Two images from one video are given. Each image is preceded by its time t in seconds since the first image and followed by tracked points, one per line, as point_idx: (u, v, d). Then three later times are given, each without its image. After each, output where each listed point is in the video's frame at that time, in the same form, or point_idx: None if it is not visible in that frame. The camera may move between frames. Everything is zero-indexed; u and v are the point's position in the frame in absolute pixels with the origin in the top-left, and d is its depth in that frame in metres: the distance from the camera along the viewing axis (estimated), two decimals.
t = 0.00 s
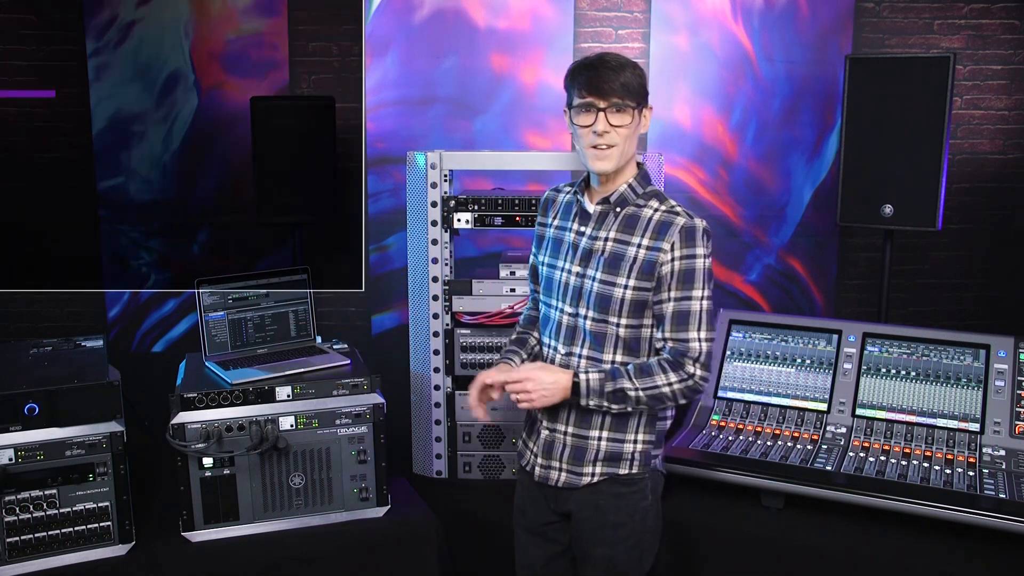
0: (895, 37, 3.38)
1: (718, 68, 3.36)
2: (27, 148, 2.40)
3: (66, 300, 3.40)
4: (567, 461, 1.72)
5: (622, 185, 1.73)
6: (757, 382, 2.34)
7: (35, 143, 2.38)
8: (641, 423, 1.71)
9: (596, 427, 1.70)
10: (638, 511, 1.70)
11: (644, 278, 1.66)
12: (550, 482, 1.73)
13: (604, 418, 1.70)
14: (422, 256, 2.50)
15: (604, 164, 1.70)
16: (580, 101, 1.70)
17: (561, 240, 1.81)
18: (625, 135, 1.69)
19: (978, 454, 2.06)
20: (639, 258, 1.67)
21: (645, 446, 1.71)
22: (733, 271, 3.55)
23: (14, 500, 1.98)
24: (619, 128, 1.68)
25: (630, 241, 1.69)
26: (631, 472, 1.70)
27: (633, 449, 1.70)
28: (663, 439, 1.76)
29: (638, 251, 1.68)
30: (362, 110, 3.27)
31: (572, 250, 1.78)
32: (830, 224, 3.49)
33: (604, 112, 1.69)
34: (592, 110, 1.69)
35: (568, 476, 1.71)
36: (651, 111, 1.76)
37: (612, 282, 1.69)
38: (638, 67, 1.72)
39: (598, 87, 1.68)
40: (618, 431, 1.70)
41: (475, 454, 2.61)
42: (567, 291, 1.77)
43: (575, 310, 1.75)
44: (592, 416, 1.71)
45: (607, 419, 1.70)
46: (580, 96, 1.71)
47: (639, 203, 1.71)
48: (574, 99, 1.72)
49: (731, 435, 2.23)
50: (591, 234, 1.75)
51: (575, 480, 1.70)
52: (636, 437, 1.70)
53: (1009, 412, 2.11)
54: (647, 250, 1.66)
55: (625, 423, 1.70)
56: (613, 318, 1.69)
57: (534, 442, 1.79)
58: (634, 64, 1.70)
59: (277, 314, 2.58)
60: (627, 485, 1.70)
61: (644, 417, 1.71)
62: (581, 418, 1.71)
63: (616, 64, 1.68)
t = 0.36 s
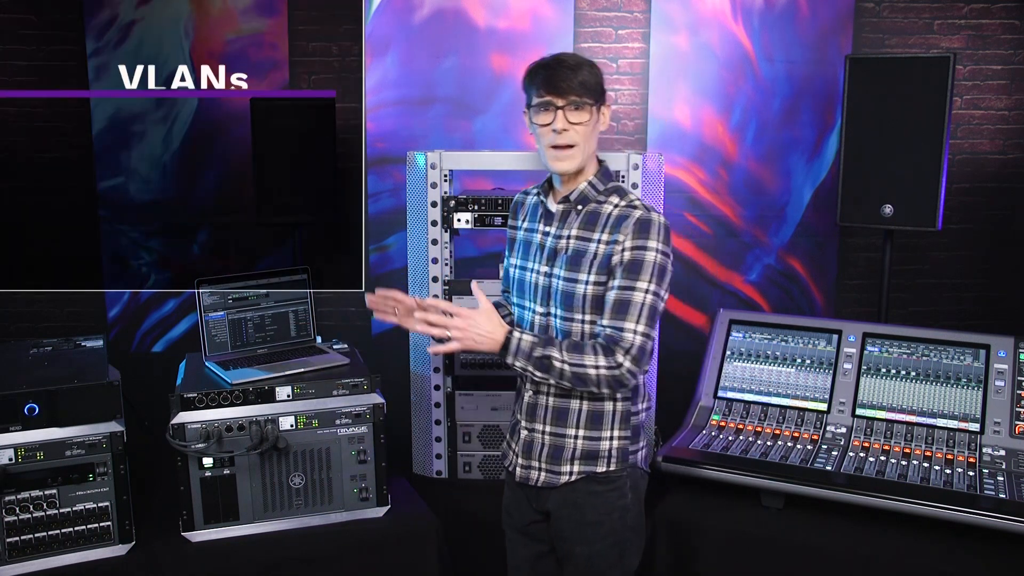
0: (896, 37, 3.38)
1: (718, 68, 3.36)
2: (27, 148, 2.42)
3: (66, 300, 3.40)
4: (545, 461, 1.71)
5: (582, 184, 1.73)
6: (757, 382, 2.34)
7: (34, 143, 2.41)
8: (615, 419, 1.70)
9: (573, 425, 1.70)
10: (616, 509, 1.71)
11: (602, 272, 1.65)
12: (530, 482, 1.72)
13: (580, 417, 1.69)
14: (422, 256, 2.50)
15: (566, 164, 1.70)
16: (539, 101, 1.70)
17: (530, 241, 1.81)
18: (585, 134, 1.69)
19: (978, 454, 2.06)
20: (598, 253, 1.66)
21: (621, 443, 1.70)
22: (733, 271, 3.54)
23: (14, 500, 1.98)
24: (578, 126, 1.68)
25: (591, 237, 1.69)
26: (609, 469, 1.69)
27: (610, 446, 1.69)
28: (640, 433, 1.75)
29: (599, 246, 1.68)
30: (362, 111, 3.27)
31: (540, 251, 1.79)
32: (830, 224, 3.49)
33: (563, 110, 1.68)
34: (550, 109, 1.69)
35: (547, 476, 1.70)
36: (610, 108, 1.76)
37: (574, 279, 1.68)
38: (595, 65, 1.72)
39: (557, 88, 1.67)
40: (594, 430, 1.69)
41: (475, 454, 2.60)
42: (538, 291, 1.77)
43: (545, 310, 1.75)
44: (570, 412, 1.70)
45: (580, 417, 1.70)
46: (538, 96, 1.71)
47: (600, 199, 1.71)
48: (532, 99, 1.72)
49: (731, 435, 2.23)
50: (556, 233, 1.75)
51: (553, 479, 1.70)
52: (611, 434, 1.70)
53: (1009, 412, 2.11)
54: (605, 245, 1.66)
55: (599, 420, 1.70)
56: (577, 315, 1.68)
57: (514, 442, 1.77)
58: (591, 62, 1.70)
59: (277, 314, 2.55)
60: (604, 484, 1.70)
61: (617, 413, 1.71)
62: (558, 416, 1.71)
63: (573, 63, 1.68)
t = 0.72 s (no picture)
0: (896, 37, 3.38)
1: (718, 68, 3.36)
2: (30, 147, 2.65)
3: (67, 300, 3.40)
4: (534, 464, 1.71)
5: (540, 190, 1.72)
6: (757, 383, 2.34)
7: (37, 143, 2.64)
8: (597, 417, 1.70)
9: (556, 427, 1.70)
10: (603, 511, 1.70)
11: (560, 276, 1.65)
12: (522, 485, 1.73)
13: (561, 418, 1.69)
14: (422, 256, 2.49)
15: (516, 173, 1.71)
16: (485, 115, 1.70)
17: (505, 250, 1.82)
18: (531, 143, 1.69)
19: (978, 454, 2.06)
20: (557, 257, 1.65)
21: (605, 442, 1.70)
22: (733, 271, 3.54)
23: (14, 500, 1.98)
24: (523, 136, 1.68)
25: (550, 243, 1.67)
26: (594, 469, 1.69)
27: (594, 446, 1.69)
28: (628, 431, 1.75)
29: (558, 250, 1.66)
30: (362, 111, 3.27)
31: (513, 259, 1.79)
32: (830, 224, 3.49)
33: (507, 123, 1.68)
34: (494, 122, 1.69)
35: (537, 478, 1.71)
36: (562, 110, 1.74)
37: (538, 284, 1.69)
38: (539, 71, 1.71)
39: (501, 101, 1.67)
40: (576, 431, 1.69)
41: (475, 454, 2.60)
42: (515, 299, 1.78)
43: (522, 317, 1.76)
44: (551, 415, 1.70)
45: (561, 419, 1.70)
46: (484, 109, 1.71)
47: (558, 203, 1.70)
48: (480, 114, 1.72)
49: (731, 435, 2.22)
50: (522, 241, 1.74)
51: (543, 482, 1.70)
52: (594, 434, 1.69)
53: (1009, 412, 2.11)
54: (562, 249, 1.65)
55: (580, 420, 1.69)
56: (544, 319, 1.68)
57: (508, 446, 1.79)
58: (534, 69, 1.69)
59: (278, 314, 2.52)
60: (590, 484, 1.70)
61: (598, 412, 1.70)
62: (541, 419, 1.71)
63: (515, 74, 1.67)
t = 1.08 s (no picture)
0: (896, 37, 3.38)
1: (718, 68, 3.36)
2: (31, 147, 2.63)
3: (67, 300, 3.40)
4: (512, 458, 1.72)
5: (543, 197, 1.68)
6: (757, 382, 2.34)
7: (36, 143, 2.62)
8: (568, 426, 1.65)
9: (530, 426, 1.68)
10: (575, 523, 1.67)
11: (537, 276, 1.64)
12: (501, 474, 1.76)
13: (534, 418, 1.67)
14: (422, 256, 2.49)
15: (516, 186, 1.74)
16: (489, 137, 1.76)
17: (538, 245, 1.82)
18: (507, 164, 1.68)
19: (978, 454, 2.06)
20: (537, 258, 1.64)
21: (574, 452, 1.65)
22: (733, 271, 3.54)
23: (14, 500, 1.98)
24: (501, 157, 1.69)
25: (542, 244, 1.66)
26: (561, 476, 1.65)
27: (563, 453, 1.65)
28: (604, 447, 1.66)
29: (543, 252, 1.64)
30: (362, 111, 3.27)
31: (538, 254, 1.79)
32: (830, 224, 3.49)
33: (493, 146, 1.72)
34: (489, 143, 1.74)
35: (514, 474, 1.71)
36: (524, 121, 1.61)
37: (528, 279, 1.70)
38: (524, 83, 1.62)
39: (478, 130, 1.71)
40: (546, 434, 1.66)
41: (475, 454, 2.61)
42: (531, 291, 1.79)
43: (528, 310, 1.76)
44: (528, 413, 1.69)
45: (532, 418, 1.68)
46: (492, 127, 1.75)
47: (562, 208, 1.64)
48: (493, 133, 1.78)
49: (731, 435, 2.22)
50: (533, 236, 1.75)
51: (517, 478, 1.70)
52: (565, 441, 1.65)
53: (1009, 412, 2.11)
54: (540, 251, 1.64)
55: (552, 425, 1.66)
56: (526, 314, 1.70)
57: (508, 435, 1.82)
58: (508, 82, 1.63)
59: (276, 315, 2.65)
60: (568, 494, 1.66)
61: (571, 420, 1.65)
62: (522, 416, 1.71)
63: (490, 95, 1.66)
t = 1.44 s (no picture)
0: (896, 37, 3.38)
1: (718, 68, 3.36)
2: (31, 147, 2.67)
3: (67, 300, 3.41)
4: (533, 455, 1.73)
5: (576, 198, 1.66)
6: (757, 383, 2.34)
7: (36, 143, 2.66)
8: (581, 429, 1.63)
9: (547, 425, 1.68)
10: (582, 528, 1.64)
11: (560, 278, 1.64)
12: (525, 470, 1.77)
13: (552, 418, 1.67)
14: (422, 256, 2.49)
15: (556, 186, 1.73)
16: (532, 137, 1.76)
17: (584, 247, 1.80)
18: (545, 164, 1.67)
19: (978, 454, 2.06)
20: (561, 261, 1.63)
21: (585, 456, 1.62)
22: (733, 270, 3.54)
23: (14, 500, 1.98)
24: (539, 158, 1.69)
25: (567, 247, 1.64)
26: (571, 479, 1.63)
27: (574, 456, 1.63)
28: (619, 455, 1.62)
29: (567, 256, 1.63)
30: (362, 111, 3.28)
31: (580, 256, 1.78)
32: (830, 224, 3.49)
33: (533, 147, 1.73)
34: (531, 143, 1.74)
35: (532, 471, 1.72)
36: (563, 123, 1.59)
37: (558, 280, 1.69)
38: (560, 83, 1.59)
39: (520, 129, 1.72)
40: (561, 435, 1.65)
41: (475, 454, 2.61)
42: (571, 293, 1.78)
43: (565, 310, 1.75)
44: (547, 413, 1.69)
45: (551, 418, 1.67)
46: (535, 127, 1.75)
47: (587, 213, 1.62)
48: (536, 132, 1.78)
49: (731, 435, 2.22)
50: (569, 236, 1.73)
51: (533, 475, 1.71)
52: (578, 445, 1.63)
53: (1009, 412, 2.11)
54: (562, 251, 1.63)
55: (567, 427, 1.64)
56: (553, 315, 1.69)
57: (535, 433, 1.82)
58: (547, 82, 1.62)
59: (277, 315, 2.51)
60: (577, 499, 1.64)
61: (583, 424, 1.63)
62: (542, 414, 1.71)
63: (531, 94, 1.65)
